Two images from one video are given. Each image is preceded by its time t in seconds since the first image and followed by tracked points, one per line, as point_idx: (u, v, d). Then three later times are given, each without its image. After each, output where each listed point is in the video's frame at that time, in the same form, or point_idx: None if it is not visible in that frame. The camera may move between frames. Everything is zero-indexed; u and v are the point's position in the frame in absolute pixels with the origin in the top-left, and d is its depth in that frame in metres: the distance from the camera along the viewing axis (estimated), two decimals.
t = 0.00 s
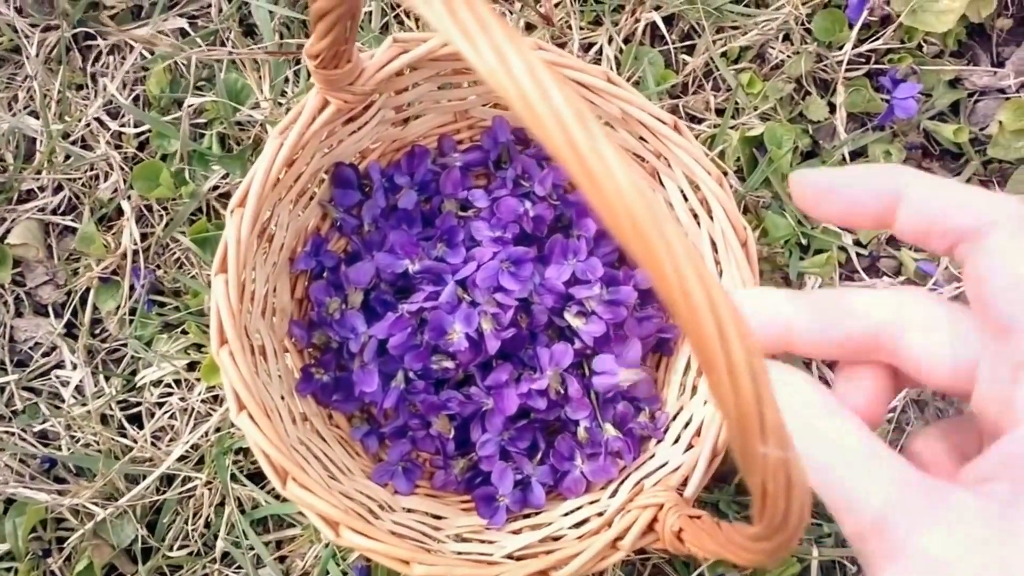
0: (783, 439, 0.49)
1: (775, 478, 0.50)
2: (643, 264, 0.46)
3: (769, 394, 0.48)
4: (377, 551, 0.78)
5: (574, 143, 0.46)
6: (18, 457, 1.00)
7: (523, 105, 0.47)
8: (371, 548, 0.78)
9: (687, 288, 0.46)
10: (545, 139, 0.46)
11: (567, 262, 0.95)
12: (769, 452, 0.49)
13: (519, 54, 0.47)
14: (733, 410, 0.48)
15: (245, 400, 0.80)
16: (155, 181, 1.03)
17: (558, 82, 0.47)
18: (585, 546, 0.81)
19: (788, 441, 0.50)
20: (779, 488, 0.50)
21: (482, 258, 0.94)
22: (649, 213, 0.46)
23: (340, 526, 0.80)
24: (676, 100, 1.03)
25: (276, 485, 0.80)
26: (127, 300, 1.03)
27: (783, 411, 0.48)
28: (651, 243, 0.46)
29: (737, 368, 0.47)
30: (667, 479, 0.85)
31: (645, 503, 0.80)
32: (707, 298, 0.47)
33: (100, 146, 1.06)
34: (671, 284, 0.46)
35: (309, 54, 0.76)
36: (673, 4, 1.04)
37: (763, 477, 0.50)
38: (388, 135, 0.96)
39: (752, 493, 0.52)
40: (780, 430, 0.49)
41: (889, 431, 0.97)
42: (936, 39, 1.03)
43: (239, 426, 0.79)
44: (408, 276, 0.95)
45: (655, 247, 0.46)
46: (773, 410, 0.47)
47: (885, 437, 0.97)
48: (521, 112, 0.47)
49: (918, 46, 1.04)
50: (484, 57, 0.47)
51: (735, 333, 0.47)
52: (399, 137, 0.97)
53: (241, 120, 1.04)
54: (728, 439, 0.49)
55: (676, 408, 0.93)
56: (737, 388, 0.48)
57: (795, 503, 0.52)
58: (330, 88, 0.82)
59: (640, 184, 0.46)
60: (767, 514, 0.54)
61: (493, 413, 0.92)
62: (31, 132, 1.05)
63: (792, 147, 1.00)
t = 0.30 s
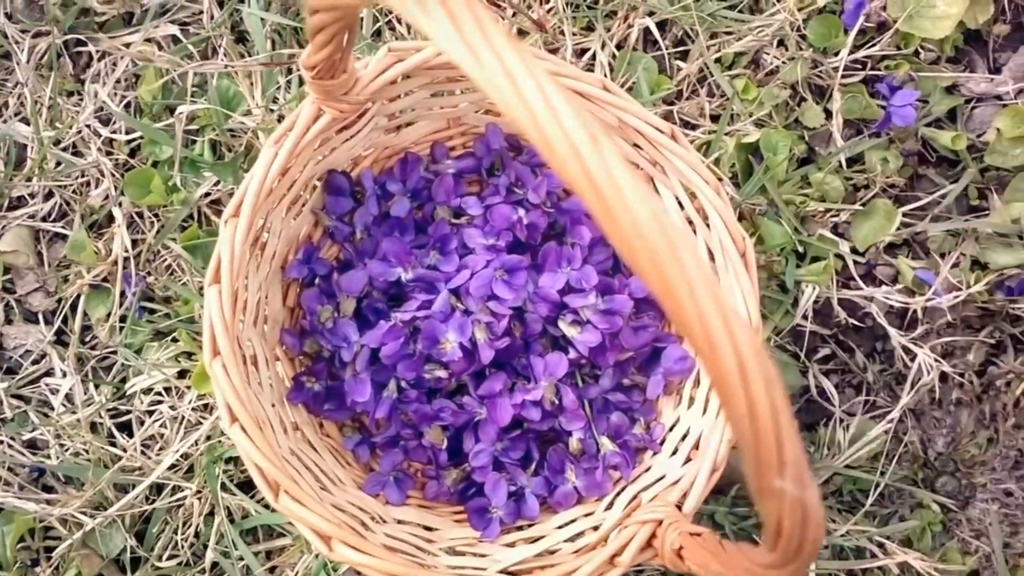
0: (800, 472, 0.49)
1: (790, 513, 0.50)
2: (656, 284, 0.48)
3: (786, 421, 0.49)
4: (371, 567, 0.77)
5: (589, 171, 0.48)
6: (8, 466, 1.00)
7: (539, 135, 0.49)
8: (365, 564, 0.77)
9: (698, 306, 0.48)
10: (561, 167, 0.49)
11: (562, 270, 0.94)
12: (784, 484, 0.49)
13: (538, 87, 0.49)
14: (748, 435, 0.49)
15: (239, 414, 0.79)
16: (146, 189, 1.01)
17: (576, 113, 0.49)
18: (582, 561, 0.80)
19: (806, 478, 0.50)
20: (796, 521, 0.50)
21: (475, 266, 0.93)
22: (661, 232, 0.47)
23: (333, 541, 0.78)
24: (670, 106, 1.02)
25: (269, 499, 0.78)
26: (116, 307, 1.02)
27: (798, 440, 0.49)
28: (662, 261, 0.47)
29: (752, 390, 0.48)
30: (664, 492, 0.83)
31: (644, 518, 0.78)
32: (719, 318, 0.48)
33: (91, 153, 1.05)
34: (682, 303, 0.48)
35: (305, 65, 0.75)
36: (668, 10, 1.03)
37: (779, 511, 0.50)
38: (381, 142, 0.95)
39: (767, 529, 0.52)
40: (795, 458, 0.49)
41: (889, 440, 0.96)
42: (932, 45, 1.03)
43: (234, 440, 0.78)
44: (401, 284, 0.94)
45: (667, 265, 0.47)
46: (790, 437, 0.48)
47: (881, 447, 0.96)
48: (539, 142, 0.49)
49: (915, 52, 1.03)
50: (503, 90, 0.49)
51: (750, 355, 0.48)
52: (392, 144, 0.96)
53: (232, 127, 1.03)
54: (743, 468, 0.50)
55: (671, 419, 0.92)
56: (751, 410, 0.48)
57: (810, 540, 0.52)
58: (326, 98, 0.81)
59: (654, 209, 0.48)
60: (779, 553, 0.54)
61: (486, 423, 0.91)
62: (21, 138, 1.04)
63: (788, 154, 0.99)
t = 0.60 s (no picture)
0: (729, 459, 0.49)
1: (723, 504, 0.50)
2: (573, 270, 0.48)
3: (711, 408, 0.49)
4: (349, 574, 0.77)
5: (509, 162, 0.49)
6: None
7: (465, 129, 0.50)
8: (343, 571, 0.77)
9: (615, 292, 0.47)
10: (484, 158, 0.49)
11: (550, 276, 0.93)
12: (712, 473, 0.49)
13: (462, 81, 0.50)
14: (673, 420, 0.49)
15: (212, 419, 0.78)
16: (132, 195, 1.01)
17: (501, 105, 0.50)
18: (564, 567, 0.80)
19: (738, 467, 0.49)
20: (730, 511, 0.50)
21: (463, 272, 0.92)
22: (576, 217, 0.47)
23: (311, 548, 0.78)
24: (663, 113, 1.02)
25: (245, 505, 0.78)
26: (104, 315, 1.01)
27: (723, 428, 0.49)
28: (577, 246, 0.47)
29: (672, 377, 0.48)
30: (649, 498, 0.82)
31: (623, 524, 0.78)
32: (638, 304, 0.47)
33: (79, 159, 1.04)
34: (599, 289, 0.47)
35: (275, 64, 0.75)
36: (660, 17, 1.03)
37: (711, 501, 0.50)
38: (369, 147, 0.94)
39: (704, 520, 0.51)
40: (723, 447, 0.49)
41: (881, 447, 0.95)
42: (925, 52, 1.02)
43: (206, 445, 0.77)
44: (388, 290, 0.94)
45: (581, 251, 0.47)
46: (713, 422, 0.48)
47: (875, 454, 0.95)
48: (466, 135, 0.50)
49: (907, 59, 1.03)
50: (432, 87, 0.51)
51: (671, 343, 0.48)
52: (380, 149, 0.96)
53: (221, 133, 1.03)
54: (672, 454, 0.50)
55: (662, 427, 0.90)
56: (674, 397, 0.48)
57: (750, 533, 0.51)
58: (300, 98, 0.81)
59: (573, 195, 0.48)
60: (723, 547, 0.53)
61: (474, 431, 0.90)
62: (9, 144, 1.03)
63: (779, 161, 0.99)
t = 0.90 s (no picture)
0: (707, 464, 0.49)
1: (702, 509, 0.49)
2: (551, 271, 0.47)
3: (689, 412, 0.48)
4: None
5: (484, 162, 0.48)
6: None
7: (438, 128, 0.49)
8: None
9: (592, 294, 0.47)
10: (460, 159, 0.49)
11: (534, 281, 0.93)
12: (692, 479, 0.49)
13: (436, 81, 0.50)
14: (651, 426, 0.48)
15: (193, 425, 0.77)
16: (115, 201, 1.01)
17: (476, 104, 0.49)
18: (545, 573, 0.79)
19: (716, 471, 0.49)
20: (707, 516, 0.49)
21: (447, 276, 0.92)
22: (553, 219, 0.47)
23: (292, 554, 0.77)
24: (649, 118, 1.02)
25: (225, 511, 0.77)
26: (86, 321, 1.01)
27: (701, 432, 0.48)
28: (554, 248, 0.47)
29: (650, 381, 0.47)
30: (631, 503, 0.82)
31: (606, 529, 0.77)
32: (614, 305, 0.47)
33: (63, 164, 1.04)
34: (576, 290, 0.47)
35: (258, 68, 0.74)
36: (646, 22, 1.03)
37: (689, 507, 0.50)
38: (353, 152, 0.94)
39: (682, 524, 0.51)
40: (701, 452, 0.49)
41: (866, 452, 0.95)
42: (911, 56, 1.02)
43: (187, 451, 0.76)
44: (371, 295, 0.93)
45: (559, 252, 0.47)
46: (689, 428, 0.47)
47: (860, 458, 0.95)
48: (440, 136, 0.49)
49: (893, 63, 1.02)
50: (406, 87, 0.50)
51: (648, 345, 0.47)
52: (364, 154, 0.95)
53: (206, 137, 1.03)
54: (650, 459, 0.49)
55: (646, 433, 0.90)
56: (652, 401, 0.48)
57: (728, 537, 0.51)
58: (284, 102, 0.80)
59: (550, 198, 0.48)
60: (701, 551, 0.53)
61: (457, 436, 0.90)
62: None
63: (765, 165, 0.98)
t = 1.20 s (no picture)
0: (665, 463, 0.49)
1: (661, 508, 0.49)
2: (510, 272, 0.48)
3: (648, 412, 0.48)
4: None
5: (444, 164, 0.48)
6: None
7: (399, 130, 0.49)
8: None
9: (550, 294, 0.47)
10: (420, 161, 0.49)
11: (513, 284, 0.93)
12: (651, 477, 0.49)
13: (397, 83, 0.50)
14: (610, 425, 0.48)
15: (168, 428, 0.77)
16: (95, 205, 1.01)
17: (436, 106, 0.49)
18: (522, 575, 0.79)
19: (675, 470, 0.49)
20: (667, 515, 0.50)
21: (426, 280, 0.92)
22: (511, 220, 0.47)
23: (267, 557, 0.77)
24: (630, 122, 1.02)
25: (200, 513, 0.77)
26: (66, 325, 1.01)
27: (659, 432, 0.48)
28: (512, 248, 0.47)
29: (608, 380, 0.47)
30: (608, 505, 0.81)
31: (583, 530, 0.77)
32: (572, 305, 0.47)
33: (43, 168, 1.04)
34: (535, 291, 0.47)
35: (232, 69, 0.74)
36: (627, 25, 1.03)
37: (649, 506, 0.50)
38: (333, 155, 0.94)
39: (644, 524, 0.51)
40: (659, 451, 0.49)
41: (845, 455, 0.95)
42: (891, 60, 1.02)
43: (162, 454, 0.76)
44: (351, 298, 0.93)
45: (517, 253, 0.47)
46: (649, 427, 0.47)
47: (839, 461, 0.95)
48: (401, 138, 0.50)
49: (873, 66, 1.03)
50: (368, 89, 0.50)
51: (606, 345, 0.47)
52: (344, 157, 0.95)
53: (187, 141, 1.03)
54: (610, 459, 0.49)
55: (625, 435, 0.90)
56: (610, 402, 0.48)
57: (689, 537, 0.51)
58: (260, 104, 0.80)
59: (508, 199, 0.48)
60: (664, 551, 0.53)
61: (436, 439, 0.90)
62: None
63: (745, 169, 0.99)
